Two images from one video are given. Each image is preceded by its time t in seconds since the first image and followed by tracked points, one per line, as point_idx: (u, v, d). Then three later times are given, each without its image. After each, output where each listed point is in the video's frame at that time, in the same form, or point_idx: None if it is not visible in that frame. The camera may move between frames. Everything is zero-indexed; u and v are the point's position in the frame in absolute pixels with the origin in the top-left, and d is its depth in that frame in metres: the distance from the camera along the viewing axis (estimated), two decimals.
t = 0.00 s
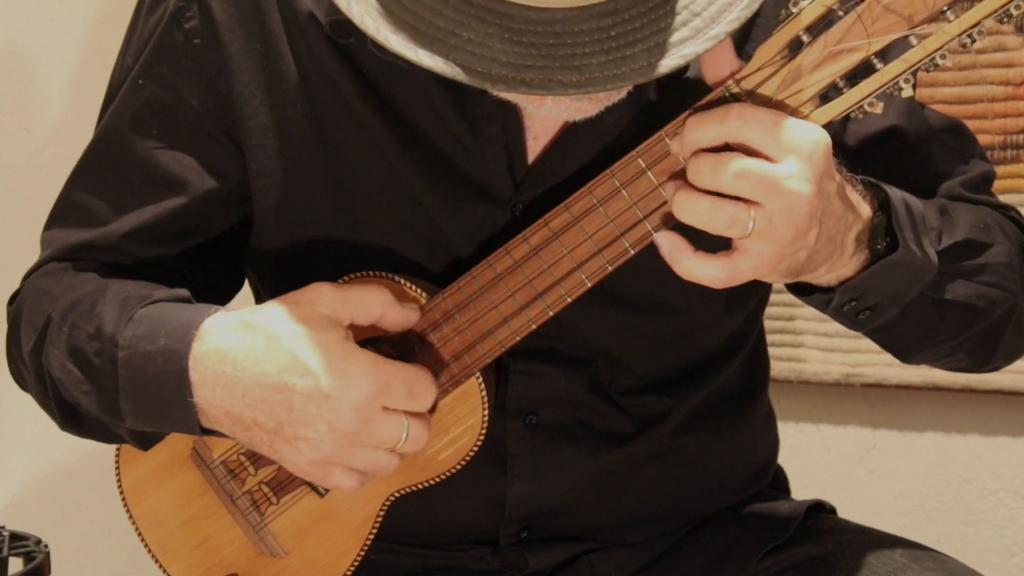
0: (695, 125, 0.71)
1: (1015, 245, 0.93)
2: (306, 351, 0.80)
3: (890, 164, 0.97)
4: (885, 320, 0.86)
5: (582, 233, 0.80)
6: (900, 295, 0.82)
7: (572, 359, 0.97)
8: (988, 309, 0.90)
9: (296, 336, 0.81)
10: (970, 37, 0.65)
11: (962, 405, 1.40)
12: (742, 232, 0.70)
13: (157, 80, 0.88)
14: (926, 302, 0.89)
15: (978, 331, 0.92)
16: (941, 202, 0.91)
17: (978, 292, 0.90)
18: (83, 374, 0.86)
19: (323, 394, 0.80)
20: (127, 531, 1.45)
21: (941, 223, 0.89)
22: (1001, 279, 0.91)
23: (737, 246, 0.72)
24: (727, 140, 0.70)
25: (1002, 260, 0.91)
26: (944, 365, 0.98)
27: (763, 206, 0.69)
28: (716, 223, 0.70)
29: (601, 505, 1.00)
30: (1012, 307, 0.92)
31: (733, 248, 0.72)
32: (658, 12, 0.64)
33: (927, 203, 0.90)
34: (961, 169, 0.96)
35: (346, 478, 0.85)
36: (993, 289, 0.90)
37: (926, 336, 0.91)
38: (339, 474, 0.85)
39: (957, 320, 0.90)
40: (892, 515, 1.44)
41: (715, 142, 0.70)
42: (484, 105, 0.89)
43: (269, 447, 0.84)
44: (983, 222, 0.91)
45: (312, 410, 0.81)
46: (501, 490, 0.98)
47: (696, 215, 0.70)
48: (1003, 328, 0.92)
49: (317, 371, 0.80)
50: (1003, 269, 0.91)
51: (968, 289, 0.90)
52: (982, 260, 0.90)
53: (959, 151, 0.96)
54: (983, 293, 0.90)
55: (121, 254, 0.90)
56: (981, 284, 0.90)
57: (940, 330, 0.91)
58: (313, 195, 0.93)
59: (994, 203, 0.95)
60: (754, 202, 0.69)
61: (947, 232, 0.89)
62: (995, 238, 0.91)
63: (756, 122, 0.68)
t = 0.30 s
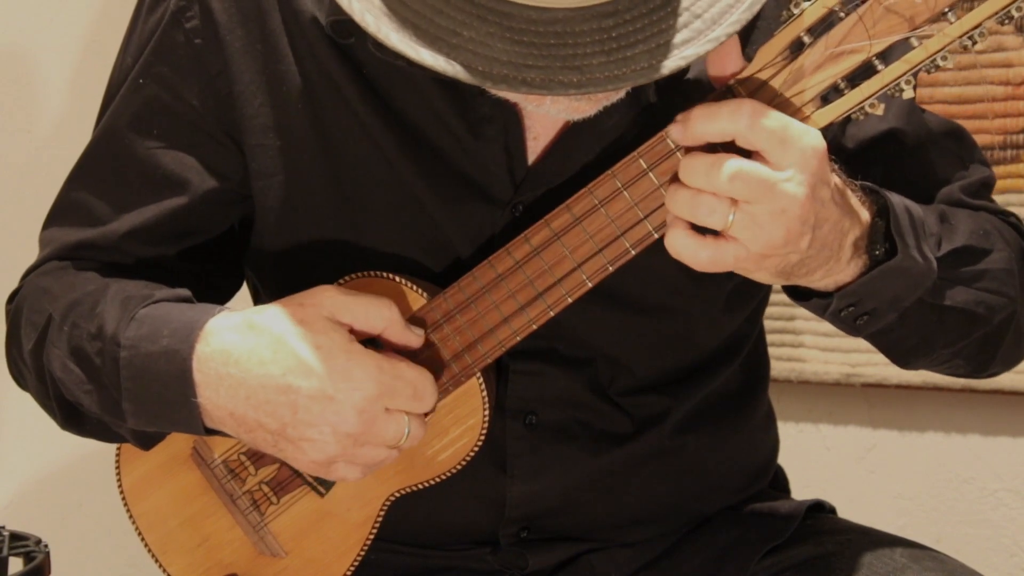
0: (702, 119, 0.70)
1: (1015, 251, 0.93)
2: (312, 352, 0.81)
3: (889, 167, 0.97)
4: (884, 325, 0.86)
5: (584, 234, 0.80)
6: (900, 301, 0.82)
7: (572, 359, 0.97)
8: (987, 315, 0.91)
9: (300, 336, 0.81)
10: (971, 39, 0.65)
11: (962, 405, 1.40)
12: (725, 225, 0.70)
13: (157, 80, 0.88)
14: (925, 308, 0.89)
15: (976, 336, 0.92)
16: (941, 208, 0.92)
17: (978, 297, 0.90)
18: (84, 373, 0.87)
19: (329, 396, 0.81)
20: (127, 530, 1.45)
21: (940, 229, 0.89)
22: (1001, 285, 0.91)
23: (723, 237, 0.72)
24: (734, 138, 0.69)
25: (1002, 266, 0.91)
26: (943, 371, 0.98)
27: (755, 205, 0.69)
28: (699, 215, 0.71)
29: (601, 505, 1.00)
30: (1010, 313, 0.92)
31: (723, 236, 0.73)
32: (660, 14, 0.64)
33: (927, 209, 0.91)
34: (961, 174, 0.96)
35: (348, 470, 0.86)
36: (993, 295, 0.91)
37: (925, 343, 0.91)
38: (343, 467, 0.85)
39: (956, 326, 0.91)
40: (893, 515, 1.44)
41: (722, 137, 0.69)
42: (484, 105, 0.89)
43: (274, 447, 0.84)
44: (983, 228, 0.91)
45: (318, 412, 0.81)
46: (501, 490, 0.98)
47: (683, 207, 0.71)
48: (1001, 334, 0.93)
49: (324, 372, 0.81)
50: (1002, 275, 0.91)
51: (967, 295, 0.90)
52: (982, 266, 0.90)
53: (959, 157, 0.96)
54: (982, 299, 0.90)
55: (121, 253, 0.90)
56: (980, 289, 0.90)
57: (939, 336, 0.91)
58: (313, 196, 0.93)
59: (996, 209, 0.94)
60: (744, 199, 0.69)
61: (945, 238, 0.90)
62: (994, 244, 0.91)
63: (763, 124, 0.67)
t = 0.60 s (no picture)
0: (698, 124, 0.70)
1: (1012, 257, 0.92)
2: (313, 359, 0.81)
3: (888, 170, 0.97)
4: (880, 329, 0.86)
5: (585, 233, 0.80)
6: (897, 306, 0.82)
7: (572, 359, 0.97)
8: (982, 320, 0.90)
9: (303, 343, 0.81)
10: (972, 39, 0.65)
11: (962, 405, 1.40)
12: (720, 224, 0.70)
13: (157, 82, 0.88)
14: (922, 312, 0.89)
15: (973, 341, 0.92)
16: (939, 213, 0.92)
17: (975, 302, 0.90)
18: (85, 375, 0.87)
19: (329, 403, 0.80)
20: (127, 530, 1.45)
21: (938, 235, 0.89)
22: (996, 290, 0.91)
23: (718, 236, 0.72)
24: (725, 143, 0.69)
25: (999, 271, 0.91)
26: (939, 376, 0.98)
27: (749, 204, 0.69)
28: (694, 214, 0.71)
29: (601, 505, 1.00)
30: (1007, 319, 0.92)
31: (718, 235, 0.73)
32: None
33: (925, 214, 0.90)
34: (960, 179, 0.96)
35: (344, 485, 0.86)
36: (990, 300, 0.90)
37: (921, 347, 0.91)
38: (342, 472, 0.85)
39: (952, 331, 0.91)
40: (893, 516, 1.44)
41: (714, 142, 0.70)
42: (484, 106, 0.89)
43: (272, 452, 0.84)
44: (980, 234, 0.91)
45: (316, 418, 0.81)
46: (502, 490, 0.98)
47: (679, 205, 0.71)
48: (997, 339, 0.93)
49: (324, 380, 0.80)
50: (999, 281, 0.91)
51: (964, 300, 0.90)
52: (979, 272, 0.90)
53: (959, 163, 0.96)
54: (979, 305, 0.90)
55: (121, 255, 0.90)
56: (977, 294, 0.90)
57: (936, 341, 0.91)
58: (314, 197, 0.93)
59: (994, 215, 0.94)
60: (739, 198, 0.69)
61: (944, 242, 0.90)
62: (992, 250, 0.91)
63: (755, 127, 0.68)
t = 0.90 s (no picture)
0: (690, 126, 0.72)
1: (1011, 260, 0.92)
2: (311, 356, 0.81)
3: (885, 171, 0.97)
4: (876, 328, 0.86)
5: (584, 231, 0.80)
6: (894, 305, 0.82)
7: (572, 359, 0.97)
8: (980, 322, 0.90)
9: (300, 339, 0.81)
10: (970, 36, 0.65)
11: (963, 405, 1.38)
12: (723, 228, 0.70)
13: (158, 80, 0.88)
14: (920, 313, 0.90)
15: (971, 342, 0.92)
16: (940, 214, 0.91)
17: (973, 304, 0.90)
18: (85, 375, 0.87)
19: (326, 398, 0.80)
20: (128, 531, 1.45)
21: (938, 235, 0.89)
22: (995, 292, 0.91)
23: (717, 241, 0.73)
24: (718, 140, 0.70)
25: (998, 273, 0.91)
26: (936, 377, 0.98)
27: (748, 203, 0.70)
28: (693, 218, 0.71)
29: (601, 505, 1.00)
30: (1005, 320, 0.92)
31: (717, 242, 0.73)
32: None
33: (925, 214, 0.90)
34: (959, 181, 0.96)
35: (343, 484, 0.86)
36: (988, 302, 0.90)
37: (919, 347, 0.91)
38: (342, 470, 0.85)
39: (950, 331, 0.91)
40: (893, 516, 1.45)
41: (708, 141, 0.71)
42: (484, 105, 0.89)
43: (272, 450, 0.84)
44: (980, 236, 0.91)
45: (314, 413, 0.81)
46: (502, 490, 0.98)
47: (681, 209, 0.71)
48: (994, 341, 0.94)
49: (321, 375, 0.80)
50: (998, 283, 0.91)
51: (962, 301, 0.90)
52: (978, 273, 0.90)
53: (956, 166, 0.96)
54: (978, 306, 0.90)
55: (121, 254, 0.90)
56: (975, 296, 0.90)
57: (932, 342, 0.91)
58: (314, 196, 0.93)
59: (993, 218, 0.94)
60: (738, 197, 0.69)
61: (943, 242, 0.90)
62: (991, 252, 0.91)
63: (744, 125, 0.68)
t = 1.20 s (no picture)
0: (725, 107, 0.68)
1: (992, 277, 0.93)
2: (313, 357, 0.81)
3: (876, 180, 0.97)
4: (859, 337, 0.86)
5: (583, 232, 0.80)
6: (876, 314, 0.82)
7: (571, 359, 0.97)
8: (959, 335, 0.91)
9: (301, 340, 0.81)
10: (969, 36, 0.66)
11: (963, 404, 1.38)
12: (741, 223, 0.69)
13: (159, 79, 0.88)
14: (899, 321, 0.89)
15: (950, 356, 0.92)
16: (921, 224, 0.92)
17: (953, 317, 0.90)
18: (86, 374, 0.87)
19: (327, 400, 0.80)
20: (127, 531, 1.45)
21: (919, 244, 0.90)
22: (974, 307, 0.91)
23: (728, 233, 0.72)
24: (754, 131, 0.67)
25: (978, 289, 0.91)
26: (913, 393, 0.98)
27: (766, 199, 0.69)
28: (708, 210, 0.70)
29: (600, 505, 1.00)
30: (984, 336, 0.93)
31: (729, 233, 0.72)
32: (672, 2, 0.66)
33: (905, 223, 0.91)
34: (948, 197, 0.96)
35: (341, 487, 0.86)
36: (968, 316, 0.91)
37: (899, 358, 0.91)
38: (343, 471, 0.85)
39: (928, 343, 0.91)
40: (893, 516, 1.45)
41: (743, 130, 0.68)
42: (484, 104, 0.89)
43: (270, 452, 0.84)
44: (962, 250, 0.92)
45: (315, 416, 0.81)
46: (502, 490, 0.98)
47: (701, 202, 0.70)
48: (972, 357, 0.94)
49: (323, 377, 0.80)
50: (978, 298, 0.91)
51: (942, 313, 0.90)
52: (958, 287, 0.91)
53: (946, 180, 0.96)
54: (957, 319, 0.90)
55: (121, 254, 0.90)
56: (955, 309, 0.91)
57: (912, 353, 0.91)
58: (315, 195, 0.93)
59: (977, 234, 0.95)
60: (757, 192, 0.69)
61: (925, 253, 0.90)
62: (972, 267, 0.91)
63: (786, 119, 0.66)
